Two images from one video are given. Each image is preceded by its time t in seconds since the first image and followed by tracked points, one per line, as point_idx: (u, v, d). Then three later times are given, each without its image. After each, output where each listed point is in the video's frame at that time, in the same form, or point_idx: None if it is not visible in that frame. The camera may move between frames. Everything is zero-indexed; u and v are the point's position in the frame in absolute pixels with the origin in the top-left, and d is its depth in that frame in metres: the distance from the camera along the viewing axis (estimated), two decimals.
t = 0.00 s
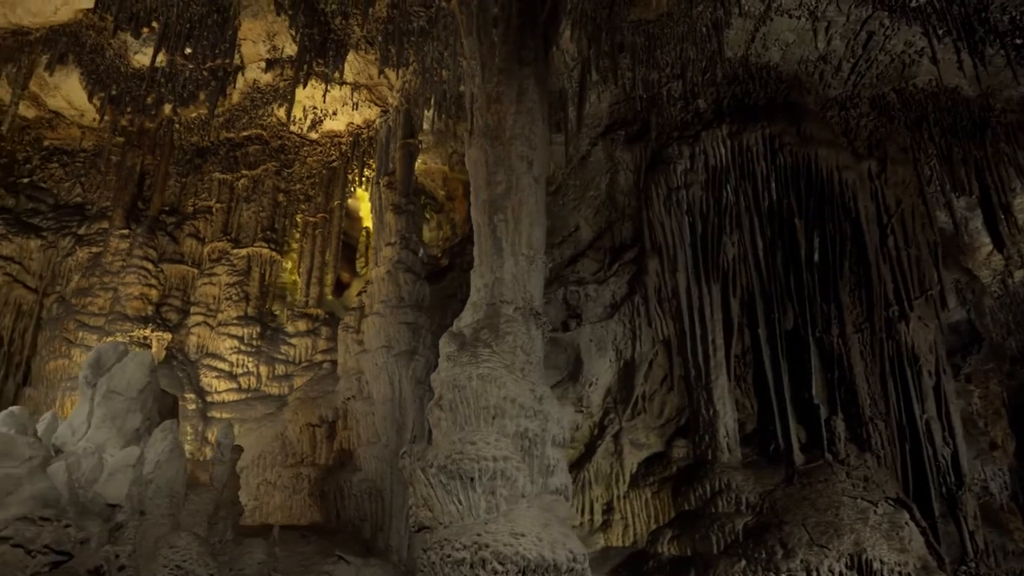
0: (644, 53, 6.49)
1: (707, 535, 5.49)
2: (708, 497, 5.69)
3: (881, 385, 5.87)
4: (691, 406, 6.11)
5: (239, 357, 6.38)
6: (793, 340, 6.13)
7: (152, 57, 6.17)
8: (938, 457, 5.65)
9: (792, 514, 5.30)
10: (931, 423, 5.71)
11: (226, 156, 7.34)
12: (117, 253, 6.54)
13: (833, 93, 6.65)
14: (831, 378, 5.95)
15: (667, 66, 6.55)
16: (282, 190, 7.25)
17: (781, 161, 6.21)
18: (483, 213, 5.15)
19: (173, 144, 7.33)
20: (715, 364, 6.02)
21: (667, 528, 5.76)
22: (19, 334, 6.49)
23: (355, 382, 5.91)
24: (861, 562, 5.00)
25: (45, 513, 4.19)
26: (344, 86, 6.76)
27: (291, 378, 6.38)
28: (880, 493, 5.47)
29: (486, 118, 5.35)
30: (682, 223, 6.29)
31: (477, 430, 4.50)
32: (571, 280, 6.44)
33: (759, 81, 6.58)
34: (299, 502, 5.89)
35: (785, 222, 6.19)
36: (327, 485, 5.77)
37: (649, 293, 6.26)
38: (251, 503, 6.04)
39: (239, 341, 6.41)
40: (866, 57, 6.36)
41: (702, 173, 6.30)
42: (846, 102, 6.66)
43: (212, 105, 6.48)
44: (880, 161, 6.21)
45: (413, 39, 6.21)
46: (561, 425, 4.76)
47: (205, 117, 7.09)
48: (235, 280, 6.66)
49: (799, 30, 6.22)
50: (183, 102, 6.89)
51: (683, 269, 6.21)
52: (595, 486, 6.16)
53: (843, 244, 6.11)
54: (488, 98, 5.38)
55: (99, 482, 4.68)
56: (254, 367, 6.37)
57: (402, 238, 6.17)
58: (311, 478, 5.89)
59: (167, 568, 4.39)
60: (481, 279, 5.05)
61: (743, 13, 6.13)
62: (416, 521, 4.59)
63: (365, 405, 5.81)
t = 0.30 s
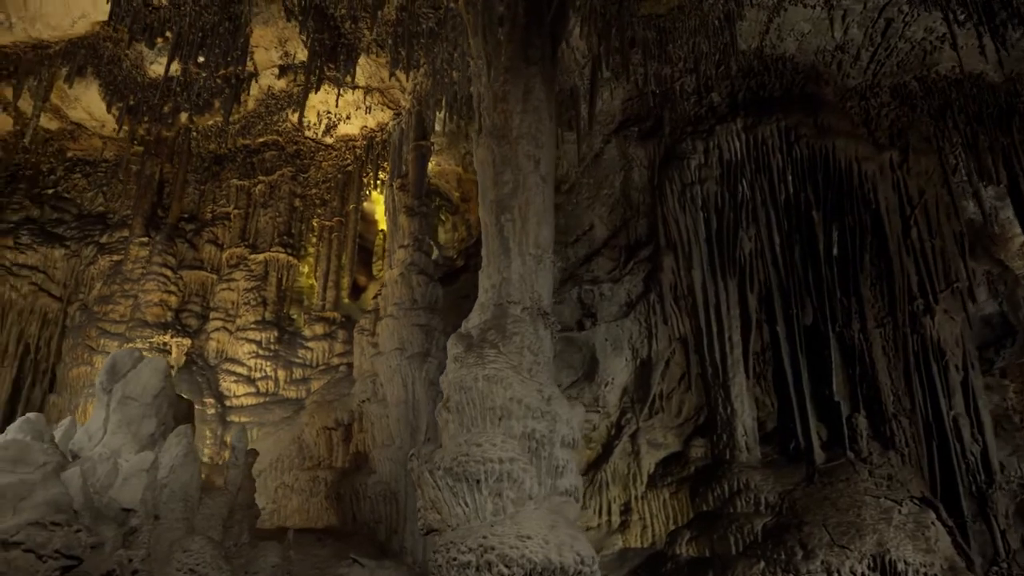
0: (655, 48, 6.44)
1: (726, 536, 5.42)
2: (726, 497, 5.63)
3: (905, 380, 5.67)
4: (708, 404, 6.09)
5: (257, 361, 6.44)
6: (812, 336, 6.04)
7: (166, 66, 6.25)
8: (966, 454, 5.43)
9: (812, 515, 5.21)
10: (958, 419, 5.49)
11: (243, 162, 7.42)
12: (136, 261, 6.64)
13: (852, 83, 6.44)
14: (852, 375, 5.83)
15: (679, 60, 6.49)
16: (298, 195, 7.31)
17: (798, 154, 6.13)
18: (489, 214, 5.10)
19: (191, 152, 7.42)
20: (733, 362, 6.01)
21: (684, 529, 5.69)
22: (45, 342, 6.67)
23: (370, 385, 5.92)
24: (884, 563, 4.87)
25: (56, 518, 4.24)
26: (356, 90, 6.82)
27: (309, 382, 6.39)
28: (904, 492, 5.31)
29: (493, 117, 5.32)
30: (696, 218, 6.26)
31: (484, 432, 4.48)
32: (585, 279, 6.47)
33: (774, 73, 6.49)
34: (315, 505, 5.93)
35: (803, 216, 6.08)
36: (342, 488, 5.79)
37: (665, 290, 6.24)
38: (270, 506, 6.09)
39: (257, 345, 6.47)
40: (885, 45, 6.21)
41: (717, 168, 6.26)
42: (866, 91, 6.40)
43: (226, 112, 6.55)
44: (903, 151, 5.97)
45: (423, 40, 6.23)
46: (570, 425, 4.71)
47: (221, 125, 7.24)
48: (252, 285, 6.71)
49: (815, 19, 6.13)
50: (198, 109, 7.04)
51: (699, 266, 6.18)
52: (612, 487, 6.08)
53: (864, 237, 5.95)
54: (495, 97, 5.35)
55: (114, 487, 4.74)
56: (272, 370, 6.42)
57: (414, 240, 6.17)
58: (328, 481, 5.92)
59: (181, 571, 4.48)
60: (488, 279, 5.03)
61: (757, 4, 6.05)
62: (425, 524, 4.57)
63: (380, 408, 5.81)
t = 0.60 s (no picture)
0: (667, 43, 6.43)
1: (744, 537, 5.34)
2: (744, 497, 5.55)
3: (930, 374, 5.49)
4: (726, 403, 6.01)
5: (274, 365, 6.48)
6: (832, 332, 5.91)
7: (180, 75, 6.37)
8: (996, 451, 5.23)
9: (832, 514, 5.11)
10: (986, 414, 5.29)
11: (260, 168, 7.52)
12: (157, 268, 6.69)
13: (871, 71, 6.21)
14: (873, 371, 5.70)
15: (691, 54, 6.45)
16: (314, 200, 7.32)
17: (814, 146, 6.01)
18: (496, 214, 5.08)
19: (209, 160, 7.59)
20: (750, 360, 5.94)
21: (703, 530, 5.62)
22: (70, 349, 6.87)
23: (385, 387, 5.93)
24: (908, 563, 4.74)
25: (68, 523, 4.32)
26: (368, 94, 6.86)
27: (326, 385, 6.43)
28: (928, 491, 5.17)
29: (499, 116, 5.30)
30: (711, 214, 6.20)
31: (490, 433, 4.45)
32: (600, 278, 6.45)
33: (790, 65, 6.40)
34: (332, 507, 5.94)
35: (821, 209, 5.95)
36: (359, 490, 5.79)
37: (680, 287, 6.19)
38: (289, 509, 6.13)
39: (274, 349, 6.51)
40: (904, 32, 6.00)
41: (731, 162, 6.18)
42: (885, 81, 6.10)
43: (241, 118, 6.65)
44: (926, 141, 5.72)
45: (432, 42, 6.25)
46: (579, 426, 4.67)
47: (237, 132, 7.35)
48: (269, 290, 6.79)
49: (830, 8, 6.01)
50: (213, 118, 7.15)
51: (714, 262, 6.11)
52: (629, 488, 6.03)
53: (885, 230, 5.76)
54: (501, 97, 5.33)
55: (129, 492, 4.78)
56: (291, 374, 6.47)
57: (427, 242, 6.18)
58: (344, 484, 5.92)
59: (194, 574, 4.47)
60: (495, 280, 5.01)
61: None
62: (432, 527, 4.54)
63: (394, 410, 5.81)
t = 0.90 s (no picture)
0: (678, 38, 6.44)
1: (761, 538, 5.26)
2: (761, 497, 5.48)
3: (953, 369, 5.34)
4: (743, 401, 5.93)
5: (292, 370, 6.53)
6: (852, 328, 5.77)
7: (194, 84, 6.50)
8: None
9: (852, 514, 5.00)
10: (1015, 410, 5.07)
11: (277, 174, 7.60)
12: (176, 275, 6.83)
13: (890, 61, 6.06)
14: (894, 366, 5.54)
15: (703, 48, 6.43)
16: (330, 205, 7.39)
17: (831, 138, 5.88)
18: (501, 214, 5.05)
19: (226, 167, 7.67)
20: (767, 357, 5.85)
21: (720, 531, 5.55)
22: (95, 356, 7.00)
23: (399, 391, 5.91)
24: (930, 564, 4.61)
25: (80, 528, 4.37)
26: (381, 97, 6.88)
27: (343, 388, 6.44)
28: (951, 489, 5.02)
29: (505, 116, 5.28)
30: (725, 210, 6.12)
31: (496, 435, 4.43)
32: (613, 276, 6.40)
33: (805, 56, 6.28)
34: (349, 510, 5.96)
35: (838, 202, 5.82)
36: (374, 492, 5.81)
37: (695, 285, 6.12)
38: (307, 512, 6.18)
39: (292, 353, 6.56)
40: (923, 18, 5.88)
41: (745, 157, 6.09)
42: (905, 69, 5.94)
43: (256, 125, 6.75)
44: (948, 130, 5.55)
45: (442, 44, 6.28)
46: (587, 426, 4.63)
47: (252, 139, 7.43)
48: (286, 294, 6.85)
49: None
50: (228, 127, 7.25)
51: (729, 259, 6.03)
52: (647, 488, 5.97)
53: (905, 222, 5.60)
54: (506, 98, 5.31)
55: (144, 496, 4.90)
56: (308, 378, 6.51)
57: (439, 244, 6.19)
58: (360, 486, 5.93)
59: None
60: (502, 281, 4.98)
61: None
62: (441, 529, 4.52)
63: (408, 412, 5.80)
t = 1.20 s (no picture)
0: (689, 32, 6.39)
1: (778, 538, 5.17)
2: (778, 497, 5.39)
3: (979, 364, 5.13)
4: (761, 400, 5.84)
5: (309, 373, 6.62)
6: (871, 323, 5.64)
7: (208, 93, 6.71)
8: None
9: (871, 514, 4.89)
10: None
11: (294, 180, 7.80)
12: (195, 281, 6.93)
13: (909, 49, 5.78)
14: (915, 362, 5.38)
15: (715, 41, 6.35)
16: (345, 208, 7.47)
17: (847, 130, 5.69)
18: (507, 215, 5.05)
19: (245, 175, 7.91)
20: (784, 354, 5.76)
21: (737, 531, 5.47)
22: (119, 362, 7.25)
23: (413, 393, 5.87)
24: (953, 565, 4.48)
25: (93, 532, 4.46)
26: (393, 101, 7.04)
27: (359, 391, 6.49)
28: (975, 488, 4.87)
29: (510, 117, 5.27)
30: (739, 206, 6.03)
31: (501, 437, 4.42)
32: (628, 275, 6.41)
33: (820, 47, 6.11)
34: (366, 512, 5.98)
35: (855, 194, 5.67)
36: (389, 495, 5.82)
37: (710, 282, 6.07)
38: (325, 513, 6.22)
39: (309, 357, 6.66)
40: (941, 4, 5.58)
41: (758, 151, 6.00)
42: (925, 57, 5.67)
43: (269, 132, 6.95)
44: (970, 118, 5.32)
45: (451, 46, 6.30)
46: (595, 427, 4.58)
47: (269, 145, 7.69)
48: (303, 298, 6.94)
49: None
50: (243, 134, 7.55)
51: (744, 255, 5.96)
52: (663, 488, 5.92)
53: (926, 213, 5.39)
54: (511, 98, 5.29)
55: (159, 500, 4.94)
56: (325, 382, 6.58)
57: (451, 246, 6.21)
58: (376, 488, 5.95)
59: None
60: (509, 282, 4.96)
61: None
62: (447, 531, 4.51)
63: (422, 414, 5.78)
